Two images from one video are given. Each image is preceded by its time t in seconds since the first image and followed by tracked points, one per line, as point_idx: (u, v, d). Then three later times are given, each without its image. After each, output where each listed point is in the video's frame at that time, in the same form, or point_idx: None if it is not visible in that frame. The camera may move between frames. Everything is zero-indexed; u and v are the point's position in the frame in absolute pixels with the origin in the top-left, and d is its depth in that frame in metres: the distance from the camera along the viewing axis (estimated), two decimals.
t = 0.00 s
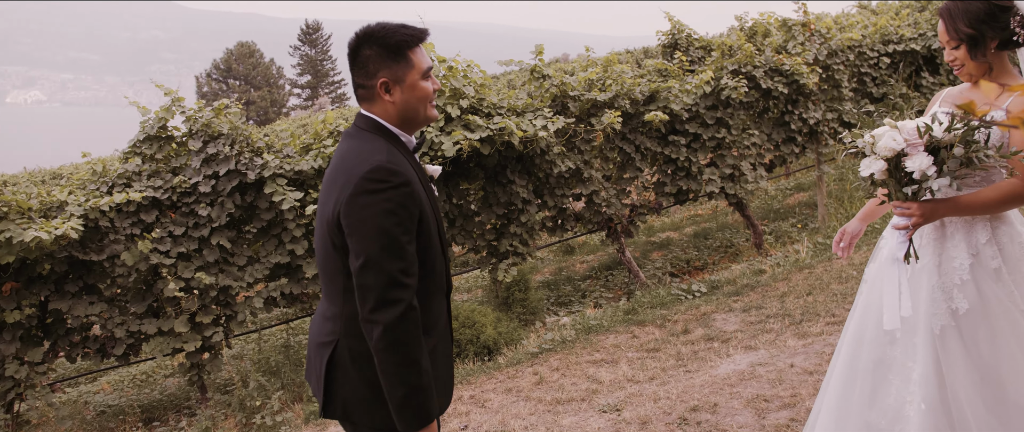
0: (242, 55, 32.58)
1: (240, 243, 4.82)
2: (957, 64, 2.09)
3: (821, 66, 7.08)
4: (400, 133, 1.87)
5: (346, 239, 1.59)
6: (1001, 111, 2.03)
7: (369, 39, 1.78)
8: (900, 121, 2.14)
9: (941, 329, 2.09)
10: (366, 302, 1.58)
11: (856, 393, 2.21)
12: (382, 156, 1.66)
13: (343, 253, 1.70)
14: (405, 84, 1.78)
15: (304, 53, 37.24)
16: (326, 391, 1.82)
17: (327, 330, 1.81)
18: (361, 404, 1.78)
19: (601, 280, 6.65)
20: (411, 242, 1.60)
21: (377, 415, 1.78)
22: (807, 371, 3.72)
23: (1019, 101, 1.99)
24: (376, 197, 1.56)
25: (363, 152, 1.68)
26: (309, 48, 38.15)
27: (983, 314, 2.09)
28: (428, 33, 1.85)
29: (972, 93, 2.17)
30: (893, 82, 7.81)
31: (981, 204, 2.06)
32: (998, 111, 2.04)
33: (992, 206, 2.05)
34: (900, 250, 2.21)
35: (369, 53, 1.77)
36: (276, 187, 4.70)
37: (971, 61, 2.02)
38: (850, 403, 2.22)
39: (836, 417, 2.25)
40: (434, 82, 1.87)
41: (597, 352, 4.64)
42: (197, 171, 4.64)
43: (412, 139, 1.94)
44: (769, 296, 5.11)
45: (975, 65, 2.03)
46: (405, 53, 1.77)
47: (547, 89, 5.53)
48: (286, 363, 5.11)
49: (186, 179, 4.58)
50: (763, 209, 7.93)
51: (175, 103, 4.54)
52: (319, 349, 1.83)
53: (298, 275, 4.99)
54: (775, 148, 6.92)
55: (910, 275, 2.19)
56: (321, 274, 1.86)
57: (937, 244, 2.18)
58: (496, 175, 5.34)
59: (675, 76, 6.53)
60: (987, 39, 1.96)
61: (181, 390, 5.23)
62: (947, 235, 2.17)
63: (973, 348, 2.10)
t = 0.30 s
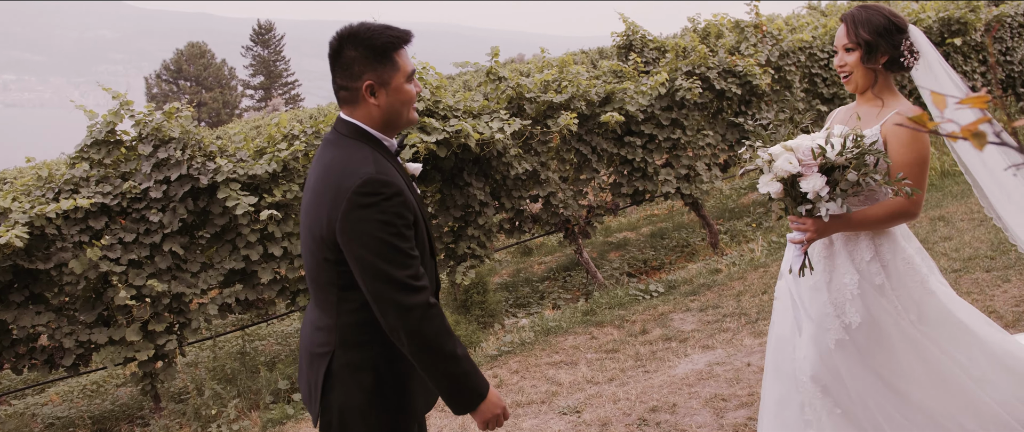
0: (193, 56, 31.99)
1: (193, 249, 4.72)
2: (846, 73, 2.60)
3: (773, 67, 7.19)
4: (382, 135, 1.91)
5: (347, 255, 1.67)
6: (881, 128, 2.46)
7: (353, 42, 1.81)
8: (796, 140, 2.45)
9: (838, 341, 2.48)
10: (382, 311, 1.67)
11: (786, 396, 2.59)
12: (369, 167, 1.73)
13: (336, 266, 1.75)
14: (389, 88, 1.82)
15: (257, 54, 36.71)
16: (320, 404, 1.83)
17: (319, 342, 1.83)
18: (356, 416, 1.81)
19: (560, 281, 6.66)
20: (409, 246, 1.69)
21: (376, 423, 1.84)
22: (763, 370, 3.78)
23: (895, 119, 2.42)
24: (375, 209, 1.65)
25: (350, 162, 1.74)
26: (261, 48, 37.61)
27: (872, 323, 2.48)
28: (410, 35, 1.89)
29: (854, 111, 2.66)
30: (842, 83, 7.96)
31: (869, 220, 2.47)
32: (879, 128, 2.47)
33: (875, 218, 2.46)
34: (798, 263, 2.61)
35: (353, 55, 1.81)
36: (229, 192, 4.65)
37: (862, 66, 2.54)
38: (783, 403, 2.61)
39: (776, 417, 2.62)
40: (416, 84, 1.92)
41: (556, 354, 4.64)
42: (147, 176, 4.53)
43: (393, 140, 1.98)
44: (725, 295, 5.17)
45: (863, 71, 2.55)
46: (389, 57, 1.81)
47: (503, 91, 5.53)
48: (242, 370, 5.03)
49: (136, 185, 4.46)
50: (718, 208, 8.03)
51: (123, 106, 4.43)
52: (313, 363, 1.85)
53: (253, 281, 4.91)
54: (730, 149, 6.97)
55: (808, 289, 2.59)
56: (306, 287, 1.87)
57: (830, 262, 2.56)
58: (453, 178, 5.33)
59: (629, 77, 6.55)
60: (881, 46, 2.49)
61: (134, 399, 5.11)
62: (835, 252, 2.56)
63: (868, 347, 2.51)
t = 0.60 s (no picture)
0: (163, 57, 31.62)
1: (166, 254, 4.66)
2: (788, 77, 2.64)
3: (746, 68, 7.24)
4: (395, 141, 1.93)
5: (362, 255, 1.69)
6: (818, 135, 2.49)
7: (363, 49, 1.84)
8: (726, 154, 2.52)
9: (769, 344, 2.46)
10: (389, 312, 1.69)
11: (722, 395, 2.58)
12: (388, 169, 1.75)
13: (354, 267, 1.78)
14: (403, 93, 1.85)
15: (228, 54, 36.45)
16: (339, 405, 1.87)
17: (339, 344, 1.87)
18: (375, 416, 1.84)
19: (536, 283, 6.66)
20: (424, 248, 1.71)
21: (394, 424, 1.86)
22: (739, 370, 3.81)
23: (830, 128, 2.46)
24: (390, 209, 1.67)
25: (370, 163, 1.77)
26: (232, 48, 37.28)
27: (806, 332, 2.47)
28: (419, 41, 1.92)
29: (795, 115, 2.71)
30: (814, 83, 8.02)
31: (804, 228, 2.51)
32: (814, 136, 2.51)
33: (809, 224, 2.50)
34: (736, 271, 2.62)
35: (363, 63, 1.83)
36: (202, 197, 4.61)
37: (803, 70, 2.58)
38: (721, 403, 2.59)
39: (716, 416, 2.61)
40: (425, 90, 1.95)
41: (534, 356, 4.65)
42: (118, 182, 4.47)
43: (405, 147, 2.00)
44: (701, 295, 5.20)
45: (804, 76, 2.59)
46: (401, 63, 1.84)
47: (478, 92, 5.51)
48: (217, 376, 4.96)
49: (107, 190, 4.41)
50: (692, 208, 8.09)
51: (92, 110, 4.38)
52: (333, 364, 1.89)
53: (227, 286, 4.86)
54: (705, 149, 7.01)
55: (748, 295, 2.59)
56: (327, 290, 1.92)
57: (768, 269, 2.57)
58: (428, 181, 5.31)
59: (603, 79, 6.54)
60: (823, 51, 2.53)
61: (106, 407, 5.04)
62: (772, 263, 2.58)
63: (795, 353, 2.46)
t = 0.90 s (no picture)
0: (142, 58, 31.33)
1: (147, 259, 4.61)
2: (738, 88, 2.63)
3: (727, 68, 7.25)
4: (412, 127, 2.06)
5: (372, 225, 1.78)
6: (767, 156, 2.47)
7: (381, 39, 2.00)
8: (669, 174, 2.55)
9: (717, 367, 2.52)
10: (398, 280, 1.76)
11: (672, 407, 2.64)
12: (398, 145, 1.86)
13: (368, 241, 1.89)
14: (417, 77, 1.99)
15: (208, 55, 36.18)
16: (360, 378, 1.97)
17: (358, 321, 1.98)
18: (392, 389, 1.94)
19: (520, 284, 6.66)
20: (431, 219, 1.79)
21: (412, 396, 1.94)
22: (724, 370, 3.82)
23: (779, 149, 2.43)
24: (396, 179, 1.77)
25: (382, 141, 1.88)
26: (212, 49, 37.01)
27: (749, 352, 2.50)
28: (433, 36, 2.08)
29: (745, 132, 2.68)
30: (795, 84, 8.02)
31: (750, 251, 2.49)
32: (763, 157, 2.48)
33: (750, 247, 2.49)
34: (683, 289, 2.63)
35: (382, 51, 1.99)
36: (184, 200, 4.57)
37: (752, 83, 2.56)
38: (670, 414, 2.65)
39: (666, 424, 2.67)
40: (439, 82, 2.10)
41: (518, 358, 4.64)
42: (97, 185, 4.42)
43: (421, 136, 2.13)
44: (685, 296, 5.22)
45: (752, 89, 2.57)
46: (416, 49, 1.99)
47: (461, 94, 5.47)
48: (200, 381, 4.89)
49: (86, 194, 4.36)
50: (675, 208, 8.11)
51: (71, 114, 4.33)
52: (353, 340, 1.99)
53: (209, 291, 4.82)
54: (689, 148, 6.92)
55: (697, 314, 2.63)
56: (346, 268, 2.03)
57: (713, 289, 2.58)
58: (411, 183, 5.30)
59: (586, 80, 6.55)
60: (774, 65, 2.50)
61: (86, 414, 4.98)
62: (718, 282, 2.58)
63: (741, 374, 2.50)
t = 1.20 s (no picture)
0: (118, 57, 30.99)
1: (124, 263, 4.56)
2: (676, 89, 2.66)
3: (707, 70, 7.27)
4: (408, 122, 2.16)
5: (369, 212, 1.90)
6: (704, 161, 2.50)
7: (383, 37, 2.12)
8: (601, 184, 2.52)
9: (668, 380, 2.49)
10: (400, 267, 1.88)
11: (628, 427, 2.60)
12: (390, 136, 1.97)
13: (362, 230, 1.99)
14: (413, 74, 2.10)
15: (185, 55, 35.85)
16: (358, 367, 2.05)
17: (353, 312, 2.06)
18: (390, 377, 2.02)
19: (501, 285, 6.65)
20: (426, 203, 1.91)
21: (411, 385, 2.01)
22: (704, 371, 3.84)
23: (718, 156, 2.45)
24: (391, 168, 1.88)
25: (375, 132, 1.99)
26: (190, 49, 36.69)
27: (701, 361, 2.48)
28: (434, 38, 2.20)
29: (682, 139, 2.71)
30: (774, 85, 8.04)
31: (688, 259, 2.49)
32: (700, 162, 2.51)
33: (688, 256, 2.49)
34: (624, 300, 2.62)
35: (382, 48, 2.11)
36: (161, 203, 4.53)
37: (687, 84, 2.60)
38: None
39: None
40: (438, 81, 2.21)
41: (500, 360, 4.63)
42: (73, 189, 4.36)
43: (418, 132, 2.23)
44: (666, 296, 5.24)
45: (688, 90, 2.61)
46: (415, 47, 2.11)
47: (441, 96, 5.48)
48: (178, 386, 4.85)
49: (60, 198, 4.29)
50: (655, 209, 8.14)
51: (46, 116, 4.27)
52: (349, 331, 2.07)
53: (188, 294, 4.78)
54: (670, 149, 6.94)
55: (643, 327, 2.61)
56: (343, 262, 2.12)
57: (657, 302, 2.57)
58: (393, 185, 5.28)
59: (566, 80, 6.55)
60: (709, 68, 2.54)
61: (62, 420, 4.91)
62: (661, 294, 2.58)
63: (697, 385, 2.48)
